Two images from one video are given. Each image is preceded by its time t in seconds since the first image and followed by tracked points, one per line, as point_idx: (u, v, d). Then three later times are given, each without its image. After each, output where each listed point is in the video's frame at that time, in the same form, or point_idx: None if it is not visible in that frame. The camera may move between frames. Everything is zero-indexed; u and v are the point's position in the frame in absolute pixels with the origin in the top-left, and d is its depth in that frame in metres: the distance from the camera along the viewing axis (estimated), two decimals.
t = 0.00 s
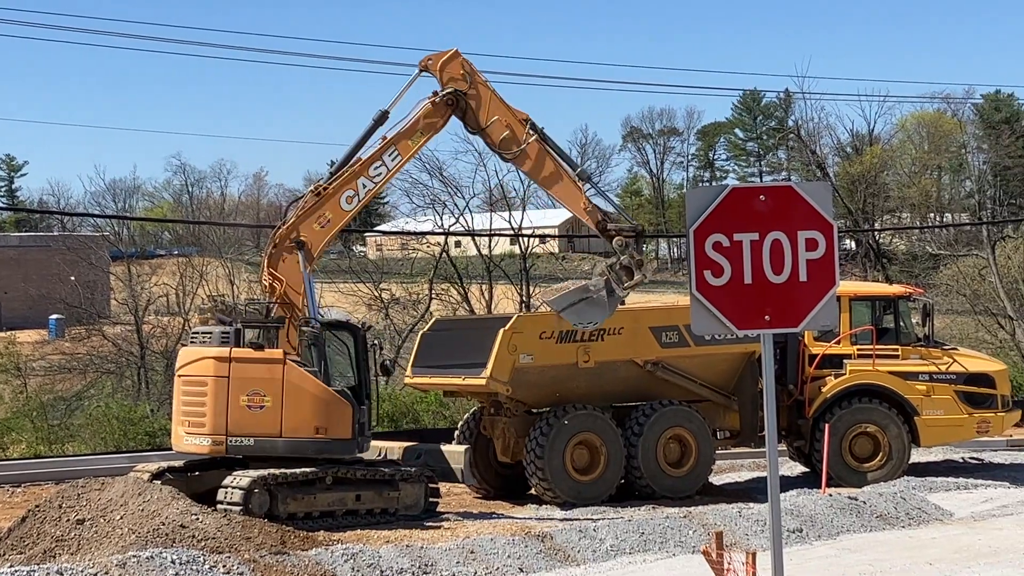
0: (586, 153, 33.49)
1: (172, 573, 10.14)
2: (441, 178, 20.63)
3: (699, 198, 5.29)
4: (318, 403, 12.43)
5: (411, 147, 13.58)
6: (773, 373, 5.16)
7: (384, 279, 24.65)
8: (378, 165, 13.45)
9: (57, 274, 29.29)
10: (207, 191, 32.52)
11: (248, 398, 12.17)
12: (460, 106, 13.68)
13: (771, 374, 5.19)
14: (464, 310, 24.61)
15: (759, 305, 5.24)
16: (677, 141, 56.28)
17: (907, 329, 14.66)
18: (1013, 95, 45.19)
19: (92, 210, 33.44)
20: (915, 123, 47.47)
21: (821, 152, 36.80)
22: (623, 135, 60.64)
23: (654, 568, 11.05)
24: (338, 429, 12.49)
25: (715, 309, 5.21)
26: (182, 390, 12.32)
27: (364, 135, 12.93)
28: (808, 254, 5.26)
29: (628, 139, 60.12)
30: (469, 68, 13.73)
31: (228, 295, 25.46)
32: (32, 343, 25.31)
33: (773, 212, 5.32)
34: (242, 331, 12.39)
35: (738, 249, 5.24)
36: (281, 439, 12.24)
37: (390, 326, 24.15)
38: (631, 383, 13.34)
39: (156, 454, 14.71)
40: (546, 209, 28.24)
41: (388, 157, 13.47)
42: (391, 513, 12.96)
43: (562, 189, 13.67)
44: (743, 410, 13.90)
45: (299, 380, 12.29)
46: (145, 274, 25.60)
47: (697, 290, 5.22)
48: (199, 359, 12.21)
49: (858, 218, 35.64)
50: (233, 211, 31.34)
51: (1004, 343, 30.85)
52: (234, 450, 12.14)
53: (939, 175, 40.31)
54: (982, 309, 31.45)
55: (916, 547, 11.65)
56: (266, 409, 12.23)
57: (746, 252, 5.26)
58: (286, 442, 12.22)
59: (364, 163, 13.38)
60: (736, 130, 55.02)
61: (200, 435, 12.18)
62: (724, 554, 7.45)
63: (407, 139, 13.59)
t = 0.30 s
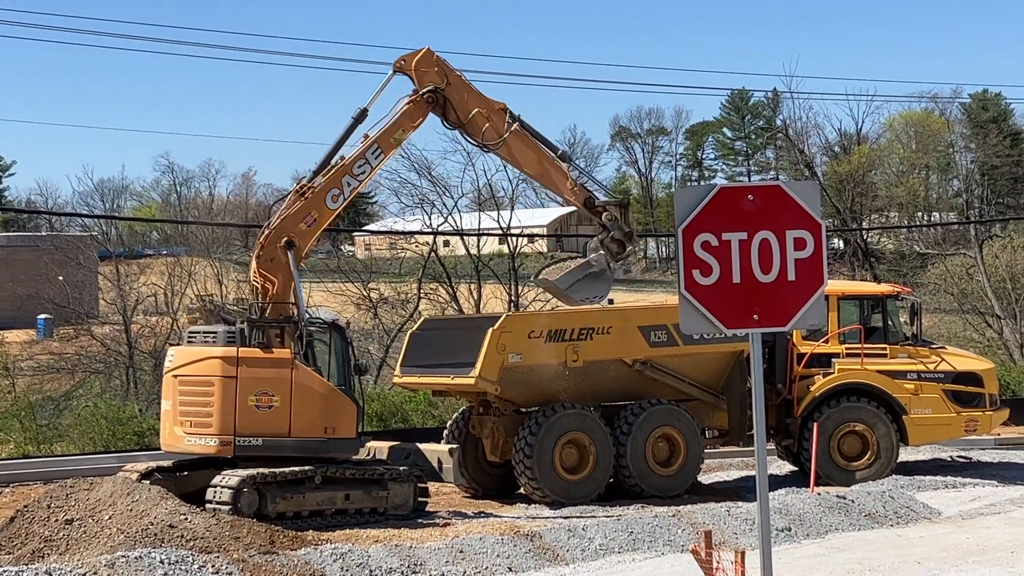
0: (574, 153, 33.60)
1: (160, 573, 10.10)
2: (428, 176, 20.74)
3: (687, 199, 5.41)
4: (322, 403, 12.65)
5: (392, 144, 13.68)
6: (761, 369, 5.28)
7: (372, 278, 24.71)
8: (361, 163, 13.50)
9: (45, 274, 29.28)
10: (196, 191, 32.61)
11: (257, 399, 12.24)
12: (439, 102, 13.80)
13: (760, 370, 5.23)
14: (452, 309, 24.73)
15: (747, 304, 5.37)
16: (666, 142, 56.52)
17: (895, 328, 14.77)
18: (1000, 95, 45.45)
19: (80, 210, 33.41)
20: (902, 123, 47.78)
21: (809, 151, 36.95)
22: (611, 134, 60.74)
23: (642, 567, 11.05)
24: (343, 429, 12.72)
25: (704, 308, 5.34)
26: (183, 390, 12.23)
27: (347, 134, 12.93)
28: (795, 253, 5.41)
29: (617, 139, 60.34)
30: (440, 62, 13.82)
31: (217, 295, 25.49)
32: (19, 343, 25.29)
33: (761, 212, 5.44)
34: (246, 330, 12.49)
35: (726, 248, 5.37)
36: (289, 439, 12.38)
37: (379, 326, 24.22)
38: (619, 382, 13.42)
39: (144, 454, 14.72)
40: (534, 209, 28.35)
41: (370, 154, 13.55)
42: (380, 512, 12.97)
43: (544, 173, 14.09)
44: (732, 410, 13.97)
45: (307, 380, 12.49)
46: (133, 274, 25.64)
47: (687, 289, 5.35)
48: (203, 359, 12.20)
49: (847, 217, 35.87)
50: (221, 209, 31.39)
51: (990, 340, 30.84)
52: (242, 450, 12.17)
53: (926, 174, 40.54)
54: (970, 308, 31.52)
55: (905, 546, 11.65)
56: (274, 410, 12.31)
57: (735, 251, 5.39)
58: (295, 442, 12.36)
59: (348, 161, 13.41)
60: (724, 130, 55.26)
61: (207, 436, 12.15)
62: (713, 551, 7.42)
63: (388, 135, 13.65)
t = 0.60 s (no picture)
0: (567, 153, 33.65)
1: (154, 572, 10.08)
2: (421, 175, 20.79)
3: (681, 198, 5.40)
4: (330, 404, 12.66)
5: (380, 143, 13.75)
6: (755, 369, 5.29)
7: (366, 278, 24.73)
8: (349, 162, 13.52)
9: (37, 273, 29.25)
10: (189, 191, 32.64)
11: (269, 399, 12.26)
12: (422, 99, 13.96)
13: (755, 368, 5.24)
14: (446, 309, 24.78)
15: (741, 303, 5.39)
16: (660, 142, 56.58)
17: (888, 328, 14.83)
18: (993, 94, 45.57)
19: (73, 210, 33.42)
20: (896, 123, 47.92)
21: (803, 151, 37.02)
22: (605, 134, 60.79)
23: (636, 567, 11.04)
24: (351, 429, 12.76)
25: (698, 308, 5.35)
26: (194, 390, 12.20)
27: (334, 133, 12.91)
28: (790, 252, 5.43)
29: (610, 139, 60.44)
30: (419, 60, 14.00)
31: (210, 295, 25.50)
32: (12, 342, 25.28)
33: (755, 211, 5.44)
34: (257, 331, 12.60)
35: (720, 248, 5.38)
36: (299, 439, 12.42)
37: (373, 326, 24.24)
38: (612, 381, 13.44)
39: (137, 454, 14.72)
40: (528, 208, 28.38)
41: (358, 152, 13.56)
42: (374, 512, 12.97)
43: (527, 161, 14.39)
44: (725, 409, 13.99)
45: (318, 380, 12.53)
46: (127, 274, 25.66)
47: (682, 290, 5.35)
48: (213, 359, 12.18)
49: (840, 217, 35.96)
50: (214, 208, 31.41)
51: (984, 339, 30.68)
52: (254, 450, 12.19)
53: (920, 174, 40.63)
54: (963, 307, 31.57)
55: (899, 545, 11.65)
56: (285, 410, 12.35)
57: (729, 251, 5.39)
58: (305, 442, 12.43)
59: (336, 161, 13.41)
60: (718, 130, 55.40)
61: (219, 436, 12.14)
62: (707, 553, 7.37)
63: (376, 134, 13.73)
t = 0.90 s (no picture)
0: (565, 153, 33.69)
1: (152, 572, 10.08)
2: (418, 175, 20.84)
3: (680, 198, 5.41)
4: (337, 404, 12.73)
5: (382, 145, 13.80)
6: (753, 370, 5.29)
7: (364, 277, 24.75)
8: (353, 164, 13.58)
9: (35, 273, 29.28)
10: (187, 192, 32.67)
11: (283, 399, 12.28)
12: (420, 103, 13.99)
13: (752, 369, 5.25)
14: (443, 308, 24.83)
15: (739, 304, 5.40)
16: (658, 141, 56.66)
17: (886, 329, 14.86)
18: (991, 94, 45.62)
19: (72, 210, 33.48)
20: (894, 124, 47.97)
21: (801, 151, 37.09)
22: (603, 134, 60.83)
23: (634, 566, 11.05)
24: (357, 429, 12.84)
25: (696, 309, 5.37)
26: (207, 390, 12.13)
27: (336, 136, 12.93)
28: (789, 253, 5.42)
29: (608, 139, 60.50)
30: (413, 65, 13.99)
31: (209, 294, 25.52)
32: (10, 342, 25.29)
33: (753, 211, 5.45)
34: (271, 330, 12.61)
35: (719, 248, 5.39)
36: (311, 438, 12.47)
37: (371, 325, 24.27)
38: (610, 382, 13.45)
39: (135, 453, 14.74)
40: (526, 208, 28.43)
41: (361, 154, 13.60)
42: (372, 511, 12.98)
43: (521, 157, 14.56)
44: (723, 410, 14.01)
45: (328, 379, 12.59)
46: (125, 273, 25.70)
47: (680, 290, 5.37)
48: (228, 358, 12.13)
49: (838, 217, 36.01)
50: (211, 207, 31.44)
51: (982, 339, 30.63)
52: (269, 450, 12.20)
53: (918, 174, 40.68)
54: (960, 308, 31.59)
55: (896, 546, 11.66)
56: (298, 410, 12.39)
57: (728, 251, 5.40)
58: (317, 441, 12.48)
59: (340, 163, 13.46)
60: (716, 130, 55.48)
61: (232, 436, 12.10)
62: (704, 553, 7.37)
63: (378, 136, 13.77)
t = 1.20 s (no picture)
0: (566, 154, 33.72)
1: (152, 572, 10.07)
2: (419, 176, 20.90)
3: (680, 200, 5.42)
4: (343, 406, 12.76)
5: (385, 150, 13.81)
6: (754, 370, 5.29)
7: (364, 278, 24.75)
8: (356, 169, 13.58)
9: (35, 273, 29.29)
10: (188, 192, 32.74)
11: (294, 400, 12.30)
12: (418, 110, 14.00)
13: (753, 371, 5.26)
14: (443, 309, 24.86)
15: (741, 305, 5.40)
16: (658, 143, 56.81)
17: (886, 330, 14.89)
18: (991, 97, 45.63)
19: (72, 210, 33.49)
20: (894, 126, 48.10)
21: (801, 153, 37.14)
22: (603, 135, 60.80)
23: (634, 568, 11.04)
24: (362, 429, 12.89)
25: (697, 311, 5.37)
26: (219, 391, 12.07)
27: (341, 138, 12.92)
28: (789, 254, 5.42)
29: (608, 140, 60.62)
30: (411, 72, 13.96)
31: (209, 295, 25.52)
32: (9, 342, 25.31)
33: (753, 213, 5.45)
34: (280, 330, 12.63)
35: (720, 250, 5.40)
36: (320, 439, 12.50)
37: (371, 326, 24.28)
38: (609, 383, 13.46)
39: (135, 453, 14.75)
40: (526, 209, 28.48)
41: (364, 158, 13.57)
42: (372, 512, 12.98)
43: (514, 157, 14.72)
44: (723, 410, 14.02)
45: (336, 380, 12.61)
46: (126, 274, 25.72)
47: (680, 292, 5.38)
48: (242, 359, 12.10)
49: (838, 218, 36.01)
50: (211, 207, 31.48)
51: (981, 342, 30.59)
52: (281, 451, 12.21)
53: (917, 176, 40.72)
54: (960, 310, 31.59)
55: (896, 547, 11.66)
56: (307, 411, 12.41)
57: (729, 253, 5.40)
58: (325, 441, 12.51)
59: (345, 167, 13.44)
60: (716, 131, 55.50)
61: (245, 437, 12.09)
62: (704, 553, 7.38)
63: (383, 140, 13.79)
